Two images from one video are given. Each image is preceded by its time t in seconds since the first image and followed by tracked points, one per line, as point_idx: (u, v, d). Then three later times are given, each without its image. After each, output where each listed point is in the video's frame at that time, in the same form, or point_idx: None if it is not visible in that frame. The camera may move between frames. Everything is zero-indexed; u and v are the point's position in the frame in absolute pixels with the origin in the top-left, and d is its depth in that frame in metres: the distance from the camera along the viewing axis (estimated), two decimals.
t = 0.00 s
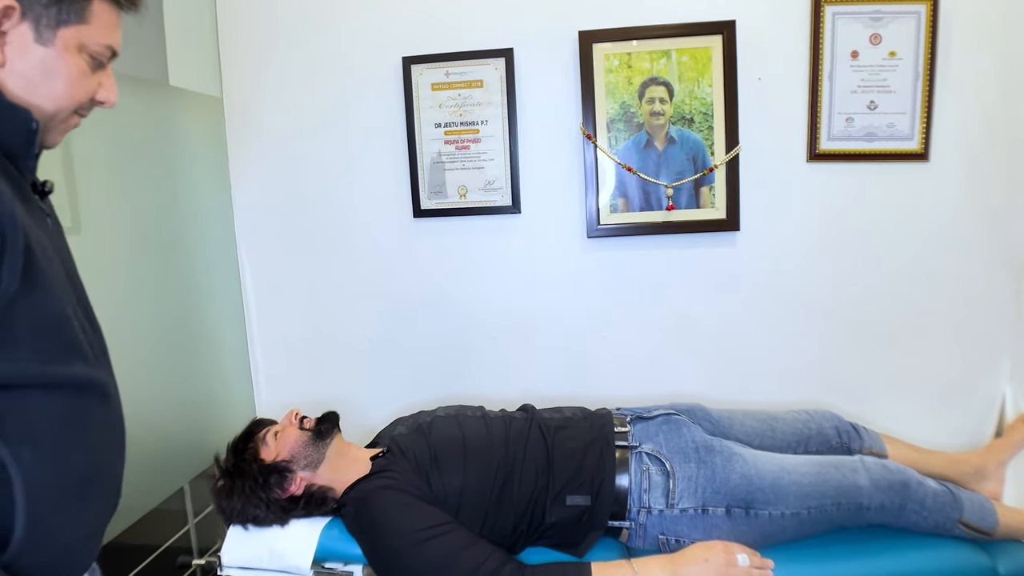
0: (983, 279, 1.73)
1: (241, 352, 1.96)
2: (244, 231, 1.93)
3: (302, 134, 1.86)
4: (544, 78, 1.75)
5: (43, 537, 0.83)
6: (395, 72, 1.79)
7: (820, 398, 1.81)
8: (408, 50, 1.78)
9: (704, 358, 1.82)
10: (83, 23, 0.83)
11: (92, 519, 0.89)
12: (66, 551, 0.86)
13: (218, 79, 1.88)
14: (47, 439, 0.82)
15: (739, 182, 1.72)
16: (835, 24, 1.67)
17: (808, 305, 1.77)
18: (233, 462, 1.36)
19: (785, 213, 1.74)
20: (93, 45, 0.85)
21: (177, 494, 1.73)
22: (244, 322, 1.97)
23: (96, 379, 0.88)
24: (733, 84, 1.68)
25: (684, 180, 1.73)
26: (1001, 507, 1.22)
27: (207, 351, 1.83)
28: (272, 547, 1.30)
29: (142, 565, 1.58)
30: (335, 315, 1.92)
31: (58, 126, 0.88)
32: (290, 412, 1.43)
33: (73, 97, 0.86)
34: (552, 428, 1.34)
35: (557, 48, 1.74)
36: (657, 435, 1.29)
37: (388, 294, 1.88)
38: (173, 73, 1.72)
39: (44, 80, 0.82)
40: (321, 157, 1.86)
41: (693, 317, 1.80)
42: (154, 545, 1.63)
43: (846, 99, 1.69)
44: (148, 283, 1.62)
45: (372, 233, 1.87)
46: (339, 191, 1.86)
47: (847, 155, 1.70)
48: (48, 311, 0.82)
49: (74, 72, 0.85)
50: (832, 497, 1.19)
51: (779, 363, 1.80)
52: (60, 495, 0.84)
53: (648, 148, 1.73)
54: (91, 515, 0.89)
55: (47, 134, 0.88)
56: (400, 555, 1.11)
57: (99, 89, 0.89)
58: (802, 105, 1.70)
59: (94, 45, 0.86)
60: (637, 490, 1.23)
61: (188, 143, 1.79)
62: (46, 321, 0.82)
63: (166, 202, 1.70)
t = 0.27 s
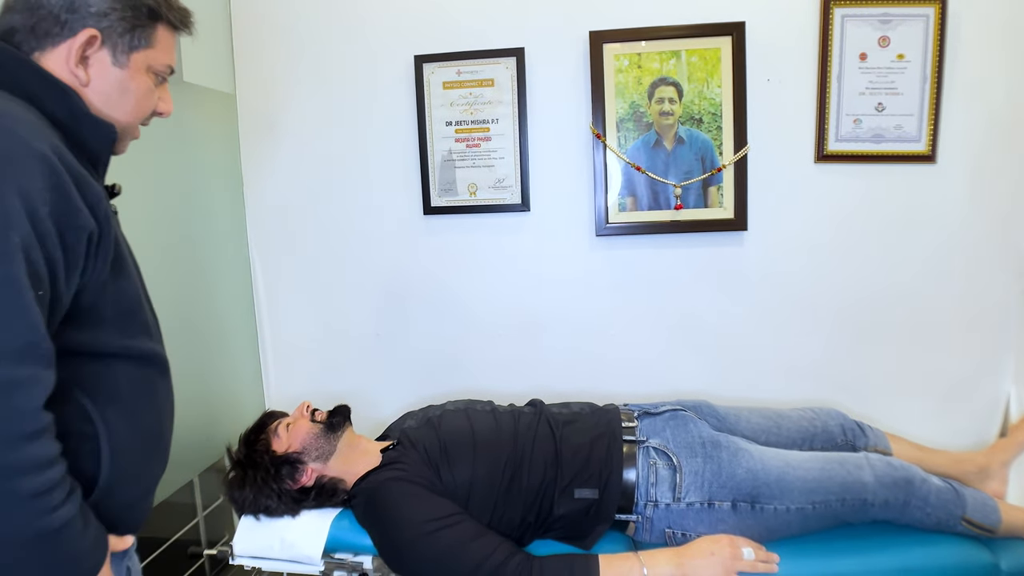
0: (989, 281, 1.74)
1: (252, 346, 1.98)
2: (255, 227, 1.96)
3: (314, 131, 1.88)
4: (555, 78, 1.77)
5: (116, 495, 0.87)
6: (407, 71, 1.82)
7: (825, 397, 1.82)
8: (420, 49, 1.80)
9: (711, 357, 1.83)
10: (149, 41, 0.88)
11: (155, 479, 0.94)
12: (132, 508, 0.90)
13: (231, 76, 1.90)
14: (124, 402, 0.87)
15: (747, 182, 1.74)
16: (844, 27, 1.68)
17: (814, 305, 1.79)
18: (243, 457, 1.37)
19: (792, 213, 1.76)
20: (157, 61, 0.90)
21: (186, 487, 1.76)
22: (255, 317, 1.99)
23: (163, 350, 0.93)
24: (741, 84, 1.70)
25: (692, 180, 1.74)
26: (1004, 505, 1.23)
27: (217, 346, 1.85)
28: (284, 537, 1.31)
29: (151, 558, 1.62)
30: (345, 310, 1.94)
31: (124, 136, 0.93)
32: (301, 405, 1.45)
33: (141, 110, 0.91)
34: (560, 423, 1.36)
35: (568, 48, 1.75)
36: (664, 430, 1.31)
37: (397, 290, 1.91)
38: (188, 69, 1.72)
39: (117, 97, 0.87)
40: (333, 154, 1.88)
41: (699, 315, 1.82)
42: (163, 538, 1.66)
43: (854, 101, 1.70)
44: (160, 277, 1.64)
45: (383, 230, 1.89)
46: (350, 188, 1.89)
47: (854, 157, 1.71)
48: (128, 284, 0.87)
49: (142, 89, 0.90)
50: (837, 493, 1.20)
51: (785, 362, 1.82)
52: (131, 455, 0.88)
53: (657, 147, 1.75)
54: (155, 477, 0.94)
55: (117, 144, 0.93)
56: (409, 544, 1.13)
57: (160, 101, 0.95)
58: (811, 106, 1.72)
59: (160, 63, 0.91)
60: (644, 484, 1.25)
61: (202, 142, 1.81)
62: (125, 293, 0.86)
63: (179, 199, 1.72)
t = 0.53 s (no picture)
0: (991, 282, 1.75)
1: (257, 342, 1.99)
2: (260, 223, 1.96)
3: (320, 128, 1.89)
4: (561, 77, 1.78)
5: (168, 438, 1.00)
6: (413, 69, 1.82)
7: (828, 396, 1.83)
8: (426, 48, 1.81)
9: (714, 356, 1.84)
10: (202, 59, 0.99)
11: (197, 425, 1.05)
12: (178, 453, 1.02)
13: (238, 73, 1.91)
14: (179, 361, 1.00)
15: (751, 182, 1.75)
16: (850, 28, 1.69)
17: (818, 305, 1.80)
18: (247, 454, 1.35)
19: (797, 214, 1.77)
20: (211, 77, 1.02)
21: (190, 483, 1.76)
22: (260, 313, 2.00)
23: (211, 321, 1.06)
24: (747, 85, 1.70)
25: (696, 180, 1.75)
26: (1005, 504, 1.24)
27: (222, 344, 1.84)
28: (289, 531, 1.30)
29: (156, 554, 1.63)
30: (350, 307, 1.95)
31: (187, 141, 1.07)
32: (307, 400, 1.44)
33: (197, 121, 1.04)
34: (565, 419, 1.36)
35: (574, 48, 1.76)
36: (667, 427, 1.32)
37: (402, 287, 1.92)
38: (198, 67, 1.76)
39: (180, 110, 1.00)
40: (339, 151, 1.89)
41: (703, 314, 1.83)
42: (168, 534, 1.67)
43: (859, 102, 1.71)
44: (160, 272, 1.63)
45: (388, 226, 1.90)
46: (356, 185, 1.90)
47: (859, 158, 1.72)
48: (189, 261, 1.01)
49: (200, 101, 1.02)
50: (839, 491, 1.21)
51: (788, 362, 1.82)
52: (180, 406, 1.00)
53: (662, 147, 1.75)
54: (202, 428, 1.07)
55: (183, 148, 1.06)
56: (413, 538, 1.12)
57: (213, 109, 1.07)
58: (816, 107, 1.72)
59: (212, 77, 1.02)
60: (648, 481, 1.26)
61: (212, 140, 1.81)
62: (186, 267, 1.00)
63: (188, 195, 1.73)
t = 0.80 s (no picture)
0: (993, 282, 1.76)
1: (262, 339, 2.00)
2: (266, 220, 1.97)
3: (326, 126, 1.90)
4: (566, 76, 1.79)
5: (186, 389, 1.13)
6: (420, 67, 1.83)
7: (831, 395, 1.84)
8: (432, 46, 1.82)
9: (717, 354, 1.85)
10: (243, 65, 1.18)
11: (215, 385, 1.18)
12: (196, 404, 1.15)
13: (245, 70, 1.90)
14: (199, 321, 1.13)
15: (755, 182, 1.76)
16: (855, 29, 1.70)
17: (821, 304, 1.81)
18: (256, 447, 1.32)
19: (800, 213, 1.78)
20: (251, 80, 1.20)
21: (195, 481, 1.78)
22: (265, 309, 2.01)
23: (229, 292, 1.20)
24: (751, 85, 1.71)
25: (701, 179, 1.76)
26: (1006, 500, 1.25)
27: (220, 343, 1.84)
28: (295, 526, 1.27)
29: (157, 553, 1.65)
30: (355, 304, 1.96)
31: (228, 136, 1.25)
32: (313, 395, 1.40)
33: (239, 115, 1.22)
34: (569, 414, 1.37)
35: (579, 47, 1.77)
36: (672, 423, 1.33)
37: (407, 284, 1.93)
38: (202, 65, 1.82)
39: (223, 107, 1.19)
40: (345, 148, 1.90)
41: (707, 313, 1.84)
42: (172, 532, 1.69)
43: (863, 103, 1.72)
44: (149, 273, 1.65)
45: (394, 223, 1.91)
46: (362, 183, 1.91)
47: (862, 158, 1.73)
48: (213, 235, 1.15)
49: (241, 101, 1.21)
50: (842, 486, 1.22)
51: (791, 360, 1.83)
52: (199, 361, 1.13)
53: (667, 147, 1.76)
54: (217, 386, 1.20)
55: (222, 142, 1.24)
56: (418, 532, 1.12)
57: (252, 108, 1.25)
58: (820, 107, 1.74)
59: (253, 79, 1.21)
60: (653, 475, 1.27)
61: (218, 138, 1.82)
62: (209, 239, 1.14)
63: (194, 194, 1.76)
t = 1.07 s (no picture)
0: (984, 277, 1.77)
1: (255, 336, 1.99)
2: (259, 217, 1.96)
3: (320, 123, 1.89)
4: (560, 73, 1.79)
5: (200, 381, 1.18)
6: (413, 63, 1.83)
7: (824, 388, 1.86)
8: (426, 42, 1.82)
9: (712, 349, 1.86)
10: (251, 68, 1.22)
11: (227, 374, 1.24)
12: (210, 393, 1.21)
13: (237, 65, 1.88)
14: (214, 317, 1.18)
15: (748, 178, 1.77)
16: (846, 26, 1.71)
17: (813, 299, 1.82)
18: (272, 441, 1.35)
19: (793, 209, 1.79)
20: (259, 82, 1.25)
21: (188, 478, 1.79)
22: (258, 306, 2.00)
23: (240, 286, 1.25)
24: (744, 81, 1.72)
25: (694, 175, 1.77)
26: (996, 492, 1.27)
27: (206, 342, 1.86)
28: (292, 522, 1.26)
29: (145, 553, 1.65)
30: (349, 300, 1.95)
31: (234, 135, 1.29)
32: (308, 391, 1.40)
33: (247, 115, 1.26)
34: (565, 409, 1.37)
35: (573, 44, 1.77)
36: (667, 417, 1.33)
37: (401, 280, 1.92)
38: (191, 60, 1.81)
39: (231, 109, 1.22)
40: (338, 144, 1.89)
41: (700, 308, 1.85)
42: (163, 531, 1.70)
43: (855, 99, 1.73)
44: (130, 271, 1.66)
45: (387, 220, 1.90)
46: (356, 179, 1.90)
47: (854, 154, 1.74)
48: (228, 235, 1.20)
49: (248, 103, 1.25)
50: (835, 479, 1.23)
51: (784, 354, 1.85)
52: (213, 352, 1.19)
53: (660, 143, 1.77)
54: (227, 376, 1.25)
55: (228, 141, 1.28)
56: (414, 527, 1.12)
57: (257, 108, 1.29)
58: (812, 103, 1.75)
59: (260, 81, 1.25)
60: (648, 470, 1.27)
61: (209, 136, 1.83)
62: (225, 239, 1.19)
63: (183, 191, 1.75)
